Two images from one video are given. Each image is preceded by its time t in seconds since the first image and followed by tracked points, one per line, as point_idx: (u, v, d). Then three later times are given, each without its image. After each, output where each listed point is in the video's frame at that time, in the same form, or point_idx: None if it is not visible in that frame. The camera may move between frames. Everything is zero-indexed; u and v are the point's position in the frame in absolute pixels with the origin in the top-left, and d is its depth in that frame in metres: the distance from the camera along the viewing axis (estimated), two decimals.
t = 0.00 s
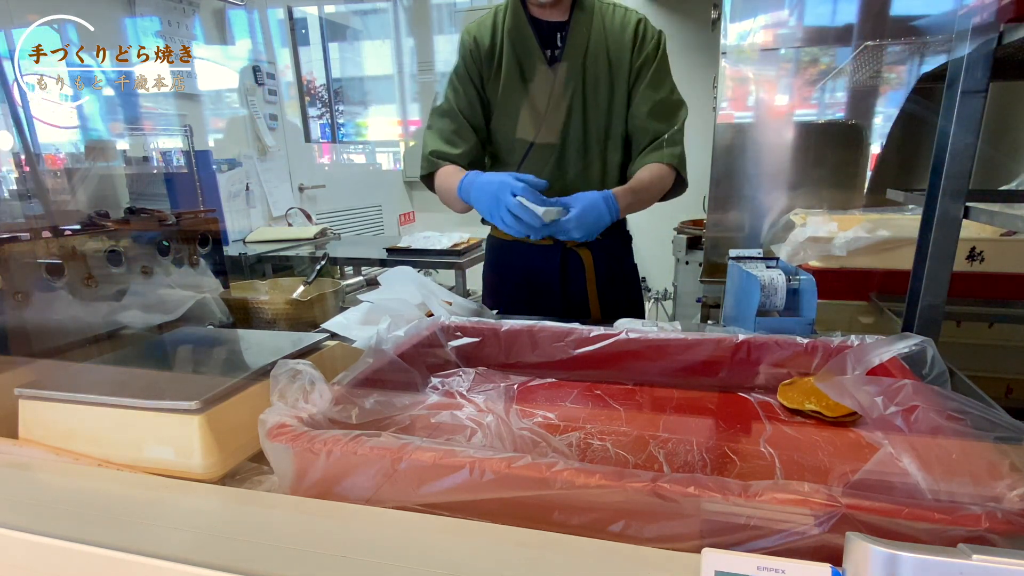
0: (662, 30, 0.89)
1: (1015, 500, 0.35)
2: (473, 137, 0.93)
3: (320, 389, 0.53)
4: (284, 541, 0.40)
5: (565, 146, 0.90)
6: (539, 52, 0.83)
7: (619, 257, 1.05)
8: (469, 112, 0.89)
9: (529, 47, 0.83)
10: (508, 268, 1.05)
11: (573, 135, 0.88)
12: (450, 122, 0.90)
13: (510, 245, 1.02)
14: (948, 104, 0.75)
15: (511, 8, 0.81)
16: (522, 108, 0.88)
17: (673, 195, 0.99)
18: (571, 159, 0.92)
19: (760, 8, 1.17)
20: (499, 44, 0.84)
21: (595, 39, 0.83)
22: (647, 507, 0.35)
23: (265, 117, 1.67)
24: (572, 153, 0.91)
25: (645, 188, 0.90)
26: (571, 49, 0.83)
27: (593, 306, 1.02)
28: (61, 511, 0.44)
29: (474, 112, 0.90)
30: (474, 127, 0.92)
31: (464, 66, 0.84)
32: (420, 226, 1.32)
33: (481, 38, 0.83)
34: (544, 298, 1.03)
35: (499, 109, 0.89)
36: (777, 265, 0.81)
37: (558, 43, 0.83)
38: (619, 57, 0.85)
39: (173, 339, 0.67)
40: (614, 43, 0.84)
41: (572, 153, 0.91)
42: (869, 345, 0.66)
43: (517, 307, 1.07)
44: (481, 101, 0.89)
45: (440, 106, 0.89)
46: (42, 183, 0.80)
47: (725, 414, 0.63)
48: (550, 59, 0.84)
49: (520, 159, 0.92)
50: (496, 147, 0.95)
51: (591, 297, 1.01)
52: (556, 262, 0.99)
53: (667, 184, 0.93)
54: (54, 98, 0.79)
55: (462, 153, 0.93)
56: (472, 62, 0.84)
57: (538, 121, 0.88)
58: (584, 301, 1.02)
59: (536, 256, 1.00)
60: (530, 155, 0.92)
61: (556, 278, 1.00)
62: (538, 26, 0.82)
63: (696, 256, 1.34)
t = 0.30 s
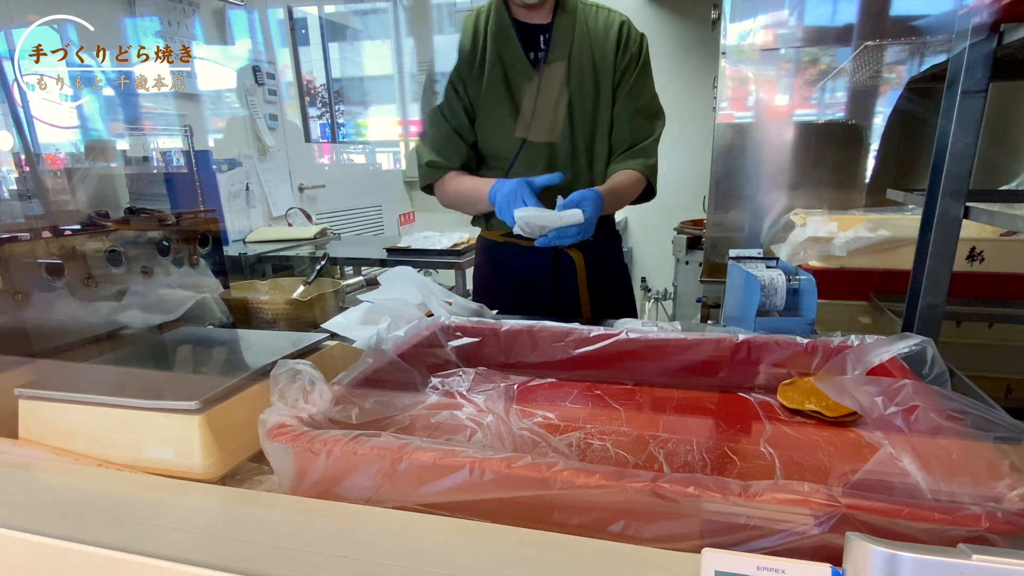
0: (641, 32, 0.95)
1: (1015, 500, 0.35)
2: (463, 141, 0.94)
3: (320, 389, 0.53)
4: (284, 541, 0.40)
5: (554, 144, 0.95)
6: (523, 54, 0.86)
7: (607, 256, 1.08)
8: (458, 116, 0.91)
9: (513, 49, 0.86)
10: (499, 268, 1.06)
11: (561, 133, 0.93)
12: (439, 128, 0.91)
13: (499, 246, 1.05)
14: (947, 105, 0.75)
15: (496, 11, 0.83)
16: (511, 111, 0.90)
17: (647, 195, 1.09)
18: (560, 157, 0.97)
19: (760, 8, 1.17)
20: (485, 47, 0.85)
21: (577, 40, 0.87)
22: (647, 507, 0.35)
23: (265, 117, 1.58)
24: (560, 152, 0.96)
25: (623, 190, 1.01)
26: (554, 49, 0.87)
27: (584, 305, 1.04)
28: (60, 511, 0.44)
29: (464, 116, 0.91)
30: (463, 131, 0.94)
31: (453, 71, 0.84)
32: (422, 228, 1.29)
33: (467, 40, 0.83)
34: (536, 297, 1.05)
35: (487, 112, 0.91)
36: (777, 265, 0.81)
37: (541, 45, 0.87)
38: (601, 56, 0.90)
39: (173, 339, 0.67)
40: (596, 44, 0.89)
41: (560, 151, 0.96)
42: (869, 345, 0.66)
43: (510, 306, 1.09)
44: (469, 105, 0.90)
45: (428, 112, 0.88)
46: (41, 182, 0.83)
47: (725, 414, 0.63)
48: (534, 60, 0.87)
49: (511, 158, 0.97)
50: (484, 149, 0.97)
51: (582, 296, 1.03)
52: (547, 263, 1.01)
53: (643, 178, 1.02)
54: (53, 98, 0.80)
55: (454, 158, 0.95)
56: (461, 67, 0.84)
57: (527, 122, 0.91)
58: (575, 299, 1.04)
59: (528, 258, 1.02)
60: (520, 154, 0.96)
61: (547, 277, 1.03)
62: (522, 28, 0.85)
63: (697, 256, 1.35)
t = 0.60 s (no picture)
0: (638, 34, 0.95)
1: (1015, 500, 0.35)
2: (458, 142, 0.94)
3: (320, 389, 0.53)
4: (284, 541, 0.40)
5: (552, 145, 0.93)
6: (519, 53, 0.87)
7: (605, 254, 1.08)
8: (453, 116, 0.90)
9: (509, 49, 0.86)
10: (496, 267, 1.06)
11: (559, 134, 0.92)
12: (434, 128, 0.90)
13: (496, 246, 1.05)
14: (947, 105, 0.75)
15: (492, 11, 0.84)
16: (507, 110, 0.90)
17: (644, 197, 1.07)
18: (557, 158, 0.95)
19: (760, 8, 1.17)
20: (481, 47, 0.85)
21: (573, 40, 0.88)
22: (647, 507, 0.35)
23: (265, 118, 1.60)
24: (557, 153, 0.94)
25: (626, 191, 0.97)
26: (550, 50, 0.87)
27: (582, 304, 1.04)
28: (61, 511, 0.44)
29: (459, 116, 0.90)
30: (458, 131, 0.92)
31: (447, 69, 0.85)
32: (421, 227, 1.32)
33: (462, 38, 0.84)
34: (533, 296, 1.05)
35: (484, 112, 0.90)
36: (777, 265, 0.81)
37: (536, 45, 0.88)
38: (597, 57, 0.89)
39: (173, 339, 0.67)
40: (592, 44, 0.89)
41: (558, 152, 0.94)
42: (869, 345, 0.65)
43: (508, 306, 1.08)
44: (464, 105, 0.89)
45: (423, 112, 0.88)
46: (42, 182, 0.82)
47: (725, 414, 0.63)
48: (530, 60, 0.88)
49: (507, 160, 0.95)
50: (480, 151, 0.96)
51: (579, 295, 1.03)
52: (544, 262, 1.01)
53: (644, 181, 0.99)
54: (54, 98, 0.80)
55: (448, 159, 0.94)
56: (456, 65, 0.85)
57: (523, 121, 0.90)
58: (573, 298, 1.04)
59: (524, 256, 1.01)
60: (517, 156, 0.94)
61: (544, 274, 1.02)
62: (518, 27, 0.86)
63: (697, 256, 1.35)
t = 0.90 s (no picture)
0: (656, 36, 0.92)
1: (1015, 500, 0.35)
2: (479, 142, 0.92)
3: (320, 389, 0.53)
4: (285, 541, 0.40)
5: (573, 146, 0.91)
6: (542, 51, 0.84)
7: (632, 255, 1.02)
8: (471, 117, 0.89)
9: (531, 46, 0.84)
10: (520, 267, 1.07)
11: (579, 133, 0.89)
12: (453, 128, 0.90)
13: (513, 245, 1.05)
14: (947, 104, 0.75)
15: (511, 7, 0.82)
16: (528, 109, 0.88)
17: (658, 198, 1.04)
18: (579, 160, 0.92)
19: (760, 7, 1.13)
20: (501, 43, 0.83)
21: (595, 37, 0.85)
22: (647, 507, 0.35)
23: (265, 117, 1.68)
24: (577, 155, 0.92)
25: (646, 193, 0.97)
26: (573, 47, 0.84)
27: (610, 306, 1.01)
28: (61, 511, 0.44)
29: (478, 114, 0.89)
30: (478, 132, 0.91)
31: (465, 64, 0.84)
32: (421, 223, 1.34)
33: (480, 34, 0.83)
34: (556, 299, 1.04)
35: (502, 111, 0.89)
36: (777, 265, 0.81)
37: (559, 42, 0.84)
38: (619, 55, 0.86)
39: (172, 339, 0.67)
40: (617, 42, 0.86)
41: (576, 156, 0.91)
42: (869, 344, 0.65)
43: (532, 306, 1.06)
44: (484, 103, 0.88)
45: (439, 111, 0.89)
46: (42, 182, 0.83)
47: (725, 414, 0.63)
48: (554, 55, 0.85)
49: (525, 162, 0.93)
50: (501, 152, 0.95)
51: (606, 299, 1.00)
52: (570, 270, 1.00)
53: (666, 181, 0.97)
54: (53, 98, 0.79)
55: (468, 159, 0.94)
56: (473, 62, 0.84)
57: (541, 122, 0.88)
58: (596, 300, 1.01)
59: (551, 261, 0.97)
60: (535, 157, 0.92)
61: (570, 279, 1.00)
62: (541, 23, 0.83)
63: (697, 256, 1.34)
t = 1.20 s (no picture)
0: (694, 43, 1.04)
1: (1015, 500, 0.35)
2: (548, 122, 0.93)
3: (320, 389, 0.53)
4: (285, 541, 0.40)
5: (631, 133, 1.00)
6: (604, 46, 0.92)
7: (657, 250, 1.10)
8: (541, 102, 0.92)
9: (591, 36, 0.90)
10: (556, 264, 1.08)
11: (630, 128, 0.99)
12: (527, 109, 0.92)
13: (553, 245, 1.09)
14: (947, 104, 0.75)
15: None
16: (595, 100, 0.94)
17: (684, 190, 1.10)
18: (634, 139, 1.00)
19: (761, 8, 1.13)
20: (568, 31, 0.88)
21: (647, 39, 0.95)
22: (647, 508, 0.35)
23: (265, 117, 1.68)
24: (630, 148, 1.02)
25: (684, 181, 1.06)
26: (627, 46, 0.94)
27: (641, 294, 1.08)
28: (61, 511, 0.44)
29: (547, 98, 0.92)
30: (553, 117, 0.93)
31: (529, 51, 0.88)
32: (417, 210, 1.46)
33: (547, 23, 0.87)
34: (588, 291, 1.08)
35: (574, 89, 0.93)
36: (777, 265, 0.80)
37: (615, 38, 0.93)
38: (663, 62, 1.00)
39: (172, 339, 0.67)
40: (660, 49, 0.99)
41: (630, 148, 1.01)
42: (869, 344, 0.65)
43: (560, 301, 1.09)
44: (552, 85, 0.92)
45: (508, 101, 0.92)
46: (41, 182, 0.80)
47: (726, 414, 0.63)
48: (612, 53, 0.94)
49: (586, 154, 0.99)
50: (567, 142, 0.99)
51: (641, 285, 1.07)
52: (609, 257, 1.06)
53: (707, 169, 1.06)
54: (54, 98, 0.79)
55: (539, 147, 0.93)
56: (537, 50, 0.88)
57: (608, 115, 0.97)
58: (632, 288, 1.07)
59: (587, 252, 1.07)
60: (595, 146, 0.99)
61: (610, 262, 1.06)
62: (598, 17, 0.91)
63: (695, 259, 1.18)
